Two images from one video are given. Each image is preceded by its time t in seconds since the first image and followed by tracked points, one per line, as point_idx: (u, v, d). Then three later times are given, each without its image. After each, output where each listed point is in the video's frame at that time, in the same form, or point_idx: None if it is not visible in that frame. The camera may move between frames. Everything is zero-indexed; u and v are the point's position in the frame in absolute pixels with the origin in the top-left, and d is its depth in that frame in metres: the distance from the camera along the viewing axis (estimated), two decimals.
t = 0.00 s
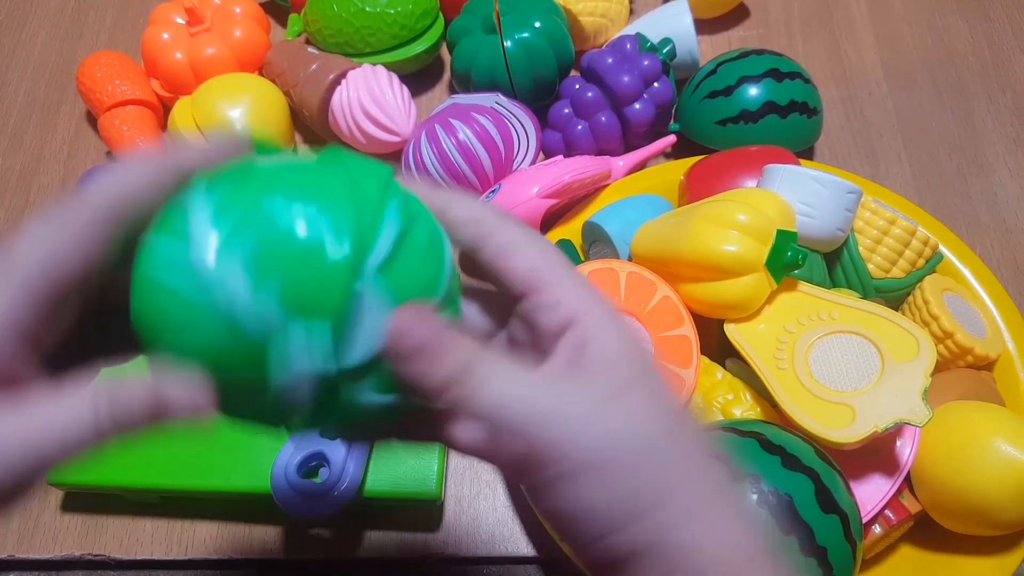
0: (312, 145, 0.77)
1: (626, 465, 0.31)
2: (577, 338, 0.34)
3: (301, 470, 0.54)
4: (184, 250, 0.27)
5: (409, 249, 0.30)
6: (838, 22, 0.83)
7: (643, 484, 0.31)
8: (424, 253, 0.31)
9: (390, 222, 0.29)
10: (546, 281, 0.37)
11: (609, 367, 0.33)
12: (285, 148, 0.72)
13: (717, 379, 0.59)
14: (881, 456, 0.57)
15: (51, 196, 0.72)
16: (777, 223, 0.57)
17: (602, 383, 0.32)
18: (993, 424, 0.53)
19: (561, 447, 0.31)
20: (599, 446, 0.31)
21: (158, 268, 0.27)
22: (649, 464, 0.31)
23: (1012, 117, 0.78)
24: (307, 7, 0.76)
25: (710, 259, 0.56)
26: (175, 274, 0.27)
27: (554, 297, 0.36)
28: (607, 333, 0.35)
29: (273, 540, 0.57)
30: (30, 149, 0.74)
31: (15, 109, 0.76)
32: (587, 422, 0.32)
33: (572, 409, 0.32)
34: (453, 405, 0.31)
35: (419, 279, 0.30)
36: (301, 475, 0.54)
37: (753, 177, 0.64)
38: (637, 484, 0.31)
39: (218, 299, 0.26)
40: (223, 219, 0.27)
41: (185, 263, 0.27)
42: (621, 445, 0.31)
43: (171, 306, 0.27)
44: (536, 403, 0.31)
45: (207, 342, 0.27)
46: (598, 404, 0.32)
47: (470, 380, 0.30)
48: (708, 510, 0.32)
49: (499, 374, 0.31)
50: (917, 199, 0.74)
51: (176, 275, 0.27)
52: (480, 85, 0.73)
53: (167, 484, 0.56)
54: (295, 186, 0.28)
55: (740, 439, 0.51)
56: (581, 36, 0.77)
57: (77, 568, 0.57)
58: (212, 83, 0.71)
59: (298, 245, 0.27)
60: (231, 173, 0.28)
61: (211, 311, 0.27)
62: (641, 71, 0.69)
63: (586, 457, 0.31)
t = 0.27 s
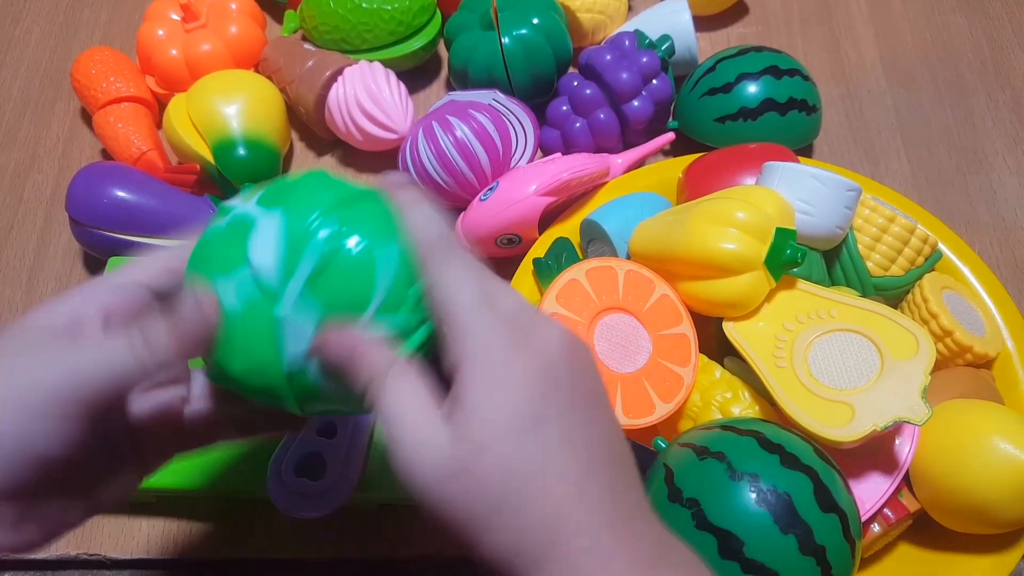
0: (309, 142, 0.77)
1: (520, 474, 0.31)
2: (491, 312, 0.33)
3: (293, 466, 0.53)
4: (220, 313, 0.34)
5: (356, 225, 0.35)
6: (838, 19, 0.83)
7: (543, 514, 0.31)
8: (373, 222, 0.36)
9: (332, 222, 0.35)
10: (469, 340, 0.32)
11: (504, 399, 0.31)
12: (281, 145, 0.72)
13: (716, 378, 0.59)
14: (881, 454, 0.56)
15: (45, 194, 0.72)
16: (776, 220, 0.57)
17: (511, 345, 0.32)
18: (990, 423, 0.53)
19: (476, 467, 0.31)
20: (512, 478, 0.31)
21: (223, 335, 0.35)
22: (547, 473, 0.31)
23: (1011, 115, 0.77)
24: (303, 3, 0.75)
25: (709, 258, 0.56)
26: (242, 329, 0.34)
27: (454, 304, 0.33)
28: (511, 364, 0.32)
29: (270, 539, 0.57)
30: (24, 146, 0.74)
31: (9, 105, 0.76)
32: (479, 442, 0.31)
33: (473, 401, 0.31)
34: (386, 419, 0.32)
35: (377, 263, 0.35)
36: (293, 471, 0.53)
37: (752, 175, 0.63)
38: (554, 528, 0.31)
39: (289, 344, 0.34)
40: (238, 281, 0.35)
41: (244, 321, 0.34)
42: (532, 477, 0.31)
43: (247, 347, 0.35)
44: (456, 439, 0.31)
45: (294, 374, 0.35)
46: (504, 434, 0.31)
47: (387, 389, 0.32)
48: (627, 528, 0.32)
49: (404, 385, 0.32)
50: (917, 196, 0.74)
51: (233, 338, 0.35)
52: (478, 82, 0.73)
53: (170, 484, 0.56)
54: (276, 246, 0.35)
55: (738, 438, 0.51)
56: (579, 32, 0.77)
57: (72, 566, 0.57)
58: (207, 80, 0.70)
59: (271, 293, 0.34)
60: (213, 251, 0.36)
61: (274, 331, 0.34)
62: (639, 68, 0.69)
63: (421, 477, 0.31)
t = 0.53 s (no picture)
0: (309, 142, 0.77)
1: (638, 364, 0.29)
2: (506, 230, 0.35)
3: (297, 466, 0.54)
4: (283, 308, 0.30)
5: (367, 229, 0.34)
6: (838, 19, 0.83)
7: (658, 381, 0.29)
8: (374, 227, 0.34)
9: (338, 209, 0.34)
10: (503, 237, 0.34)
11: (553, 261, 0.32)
12: (281, 145, 0.72)
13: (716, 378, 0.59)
14: (880, 454, 0.57)
15: (45, 194, 0.72)
16: (776, 221, 0.57)
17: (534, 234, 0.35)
18: (992, 424, 0.53)
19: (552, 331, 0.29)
20: (625, 357, 0.29)
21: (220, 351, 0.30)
22: (658, 363, 0.29)
23: (1011, 115, 0.77)
24: (303, 3, 0.75)
25: (709, 258, 0.56)
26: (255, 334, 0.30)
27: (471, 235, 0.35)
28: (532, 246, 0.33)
29: (270, 540, 0.57)
30: (24, 146, 0.74)
31: (9, 105, 0.76)
32: (535, 300, 0.30)
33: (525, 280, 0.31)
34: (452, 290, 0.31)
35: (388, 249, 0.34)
36: (294, 471, 0.54)
37: (752, 175, 0.63)
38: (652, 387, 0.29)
39: (308, 334, 0.30)
40: (287, 303, 0.30)
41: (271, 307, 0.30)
42: (645, 363, 0.29)
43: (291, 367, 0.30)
44: (502, 282, 0.30)
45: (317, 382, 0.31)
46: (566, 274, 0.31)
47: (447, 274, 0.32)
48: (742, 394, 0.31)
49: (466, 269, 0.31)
50: (917, 196, 0.74)
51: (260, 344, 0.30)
52: (478, 82, 0.73)
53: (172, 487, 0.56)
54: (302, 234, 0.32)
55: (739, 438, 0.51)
56: (579, 32, 0.77)
57: (71, 566, 0.57)
58: (207, 80, 0.70)
59: (327, 286, 0.31)
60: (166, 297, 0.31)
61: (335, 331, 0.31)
62: (640, 68, 0.69)
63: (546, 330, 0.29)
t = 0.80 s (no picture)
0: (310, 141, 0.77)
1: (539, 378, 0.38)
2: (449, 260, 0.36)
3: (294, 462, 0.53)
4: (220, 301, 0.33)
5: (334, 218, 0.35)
6: (838, 19, 0.83)
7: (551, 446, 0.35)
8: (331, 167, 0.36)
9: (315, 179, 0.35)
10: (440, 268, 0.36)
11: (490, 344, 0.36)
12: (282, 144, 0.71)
13: (718, 377, 0.59)
14: (882, 453, 0.56)
15: (46, 193, 0.72)
16: (779, 220, 0.57)
17: (478, 268, 0.37)
18: (993, 424, 0.53)
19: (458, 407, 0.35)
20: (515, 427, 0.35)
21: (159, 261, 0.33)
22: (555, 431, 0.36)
23: (1012, 115, 0.78)
24: (305, 2, 0.75)
25: (712, 257, 0.56)
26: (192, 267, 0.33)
27: (426, 237, 0.36)
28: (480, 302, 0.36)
29: (271, 539, 0.57)
30: (25, 145, 0.74)
31: (10, 104, 0.76)
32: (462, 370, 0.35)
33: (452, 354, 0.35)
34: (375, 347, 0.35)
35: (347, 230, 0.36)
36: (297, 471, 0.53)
37: (753, 174, 0.63)
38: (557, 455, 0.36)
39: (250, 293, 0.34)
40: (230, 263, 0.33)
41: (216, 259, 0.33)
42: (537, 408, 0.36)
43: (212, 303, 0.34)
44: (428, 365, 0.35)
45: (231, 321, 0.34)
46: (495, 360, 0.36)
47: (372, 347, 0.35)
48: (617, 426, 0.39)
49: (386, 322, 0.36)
50: (918, 196, 0.74)
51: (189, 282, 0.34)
52: (479, 81, 0.73)
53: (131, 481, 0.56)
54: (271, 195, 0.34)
55: (741, 438, 0.51)
56: (581, 32, 0.77)
57: (71, 565, 0.57)
58: (209, 79, 0.70)
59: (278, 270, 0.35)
60: (162, 212, 0.33)
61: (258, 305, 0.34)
62: (641, 68, 0.69)
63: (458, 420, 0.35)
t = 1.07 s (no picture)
0: (309, 142, 0.77)
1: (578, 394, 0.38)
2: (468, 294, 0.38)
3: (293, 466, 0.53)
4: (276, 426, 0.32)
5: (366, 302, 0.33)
6: (838, 19, 0.83)
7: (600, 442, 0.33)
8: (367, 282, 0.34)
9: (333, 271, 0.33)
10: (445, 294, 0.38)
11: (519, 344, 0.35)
12: (281, 146, 0.71)
13: (717, 379, 0.59)
14: (882, 455, 0.56)
15: (45, 194, 0.72)
16: (778, 221, 0.57)
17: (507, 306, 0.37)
18: (991, 425, 0.53)
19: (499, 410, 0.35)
20: (562, 415, 0.33)
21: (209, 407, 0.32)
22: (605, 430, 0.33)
23: (1012, 115, 0.78)
24: (303, 3, 0.75)
25: (711, 258, 0.56)
26: (248, 405, 0.32)
27: (457, 297, 0.37)
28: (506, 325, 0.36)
29: (271, 540, 0.57)
30: (24, 146, 0.74)
31: (9, 106, 0.76)
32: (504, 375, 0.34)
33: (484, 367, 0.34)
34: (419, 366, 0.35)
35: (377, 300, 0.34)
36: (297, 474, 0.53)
37: (753, 175, 0.63)
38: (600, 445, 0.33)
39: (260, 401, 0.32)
40: (287, 397, 0.32)
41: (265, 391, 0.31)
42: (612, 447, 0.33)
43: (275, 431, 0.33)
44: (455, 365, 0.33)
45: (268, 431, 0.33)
46: (520, 362, 0.34)
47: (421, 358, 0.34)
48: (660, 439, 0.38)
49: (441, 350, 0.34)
50: (918, 196, 0.74)
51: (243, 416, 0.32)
52: (478, 82, 0.72)
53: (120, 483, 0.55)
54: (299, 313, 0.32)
55: (741, 439, 0.51)
56: (580, 33, 0.77)
57: (72, 566, 0.57)
58: (208, 80, 0.70)
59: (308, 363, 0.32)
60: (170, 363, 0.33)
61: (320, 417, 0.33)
62: (641, 69, 0.68)
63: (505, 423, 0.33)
